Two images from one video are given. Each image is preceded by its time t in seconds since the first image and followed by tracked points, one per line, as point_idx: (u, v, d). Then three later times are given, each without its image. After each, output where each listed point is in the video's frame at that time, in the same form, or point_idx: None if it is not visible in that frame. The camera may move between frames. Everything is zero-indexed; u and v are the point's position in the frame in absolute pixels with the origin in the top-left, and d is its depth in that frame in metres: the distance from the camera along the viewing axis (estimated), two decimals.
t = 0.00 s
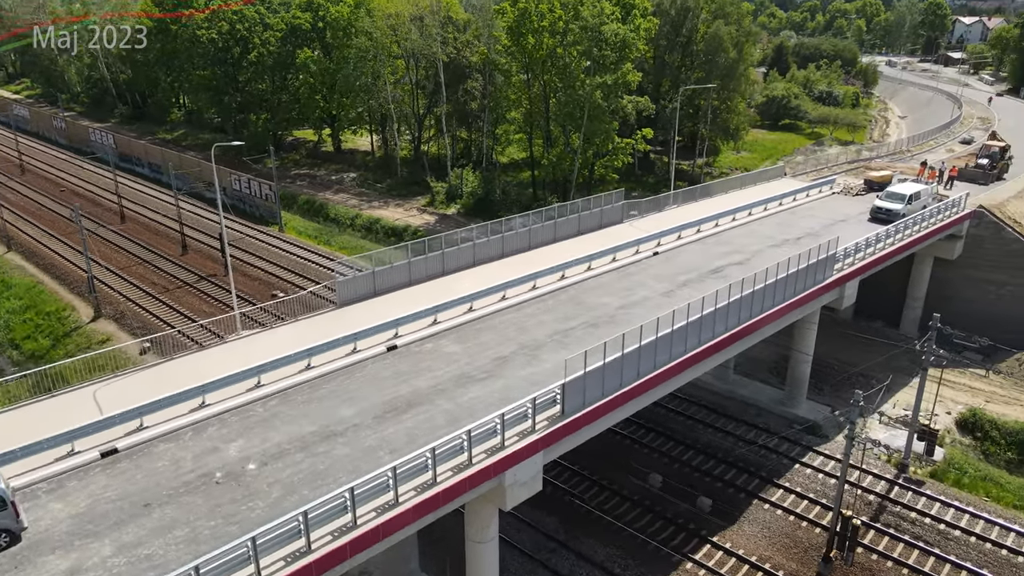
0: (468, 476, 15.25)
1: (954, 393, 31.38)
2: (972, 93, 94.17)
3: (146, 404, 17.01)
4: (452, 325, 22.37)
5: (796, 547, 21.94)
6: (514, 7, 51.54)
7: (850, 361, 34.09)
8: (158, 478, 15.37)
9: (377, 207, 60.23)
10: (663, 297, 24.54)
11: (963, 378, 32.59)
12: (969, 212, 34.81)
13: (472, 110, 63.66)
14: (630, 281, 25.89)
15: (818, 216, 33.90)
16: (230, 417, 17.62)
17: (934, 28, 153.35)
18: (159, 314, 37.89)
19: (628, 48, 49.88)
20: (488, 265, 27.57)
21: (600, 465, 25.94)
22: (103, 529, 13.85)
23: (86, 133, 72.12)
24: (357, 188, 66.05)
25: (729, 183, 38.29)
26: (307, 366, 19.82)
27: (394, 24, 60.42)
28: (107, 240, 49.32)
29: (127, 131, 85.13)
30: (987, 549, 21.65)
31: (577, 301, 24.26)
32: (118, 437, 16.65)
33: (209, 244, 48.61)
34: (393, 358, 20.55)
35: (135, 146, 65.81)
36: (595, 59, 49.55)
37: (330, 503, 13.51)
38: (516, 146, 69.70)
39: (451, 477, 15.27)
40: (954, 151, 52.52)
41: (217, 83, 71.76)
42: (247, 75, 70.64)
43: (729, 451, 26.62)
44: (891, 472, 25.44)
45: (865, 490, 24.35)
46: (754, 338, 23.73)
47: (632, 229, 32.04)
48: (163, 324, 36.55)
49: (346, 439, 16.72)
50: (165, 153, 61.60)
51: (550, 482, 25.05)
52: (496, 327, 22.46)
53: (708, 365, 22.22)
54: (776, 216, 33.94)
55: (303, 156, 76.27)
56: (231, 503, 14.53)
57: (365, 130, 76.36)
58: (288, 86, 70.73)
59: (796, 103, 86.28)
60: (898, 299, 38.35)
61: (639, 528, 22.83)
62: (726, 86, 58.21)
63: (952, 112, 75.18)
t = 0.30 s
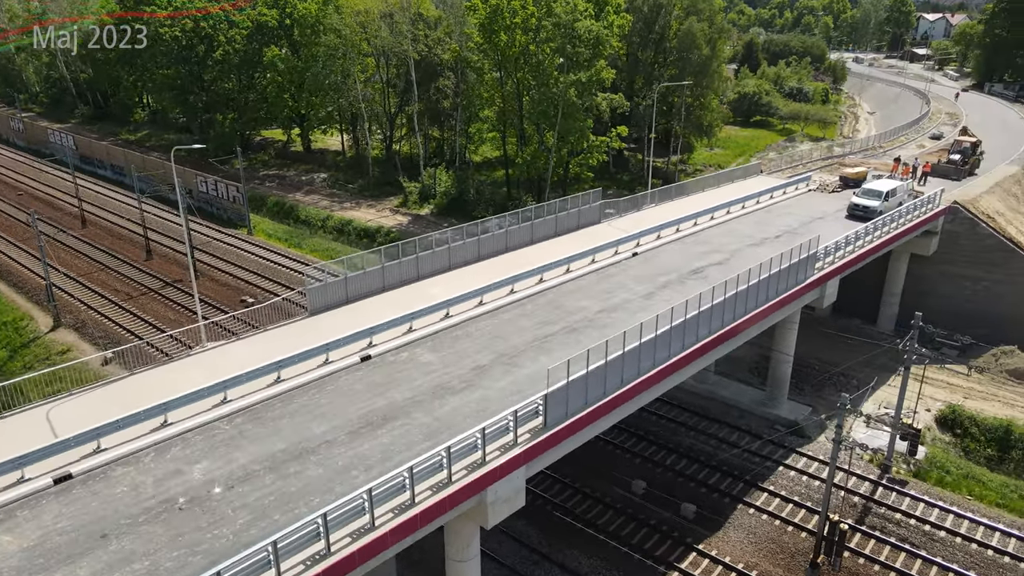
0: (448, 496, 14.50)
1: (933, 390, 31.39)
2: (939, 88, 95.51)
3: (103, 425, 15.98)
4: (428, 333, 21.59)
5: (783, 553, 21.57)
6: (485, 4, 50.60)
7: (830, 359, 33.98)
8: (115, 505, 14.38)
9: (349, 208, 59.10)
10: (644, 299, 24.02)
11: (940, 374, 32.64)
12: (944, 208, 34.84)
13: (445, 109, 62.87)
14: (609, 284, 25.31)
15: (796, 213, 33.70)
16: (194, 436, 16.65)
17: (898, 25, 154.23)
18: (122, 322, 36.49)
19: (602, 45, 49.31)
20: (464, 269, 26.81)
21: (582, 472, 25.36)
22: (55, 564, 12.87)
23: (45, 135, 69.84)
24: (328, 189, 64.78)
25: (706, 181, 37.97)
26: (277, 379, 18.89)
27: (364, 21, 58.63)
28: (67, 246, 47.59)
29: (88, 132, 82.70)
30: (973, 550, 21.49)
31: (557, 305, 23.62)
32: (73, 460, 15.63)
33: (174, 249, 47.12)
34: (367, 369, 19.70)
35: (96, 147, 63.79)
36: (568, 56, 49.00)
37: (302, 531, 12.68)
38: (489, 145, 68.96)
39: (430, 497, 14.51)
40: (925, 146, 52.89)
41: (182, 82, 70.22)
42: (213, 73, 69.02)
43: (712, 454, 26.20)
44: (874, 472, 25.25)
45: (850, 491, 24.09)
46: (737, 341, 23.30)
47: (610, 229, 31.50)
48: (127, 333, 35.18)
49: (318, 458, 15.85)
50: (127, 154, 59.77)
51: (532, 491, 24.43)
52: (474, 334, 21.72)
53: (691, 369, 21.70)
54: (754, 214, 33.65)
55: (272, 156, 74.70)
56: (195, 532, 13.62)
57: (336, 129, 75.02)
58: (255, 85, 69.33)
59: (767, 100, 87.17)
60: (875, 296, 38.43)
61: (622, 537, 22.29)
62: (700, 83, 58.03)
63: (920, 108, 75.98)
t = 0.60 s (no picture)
0: (426, 520, 13.73)
1: (911, 388, 31.34)
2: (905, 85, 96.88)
3: (55, 453, 14.88)
4: (403, 344, 20.76)
5: (769, 561, 21.16)
6: (456, 2, 49.69)
7: (810, 359, 33.79)
8: (67, 540, 13.37)
9: (319, 211, 57.88)
10: (624, 304, 23.47)
11: (918, 372, 32.61)
12: (919, 206, 34.88)
13: (416, 109, 62.02)
14: (589, 288, 24.71)
15: (773, 213, 33.46)
16: (155, 461, 15.66)
17: (864, 23, 157.74)
18: (82, 334, 35.03)
19: (575, 44, 48.82)
20: (439, 275, 26.00)
21: (563, 482, 24.72)
22: None
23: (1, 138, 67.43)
24: (298, 192, 63.40)
25: (682, 181, 37.61)
26: (243, 397, 17.90)
27: (332, 21, 57.44)
28: (24, 254, 45.78)
29: (47, 135, 80.14)
30: (959, 553, 21.29)
31: (535, 312, 22.95)
32: (23, 492, 14.54)
33: (137, 256, 45.55)
34: (339, 384, 18.83)
35: (55, 151, 61.69)
36: (541, 55, 48.40)
37: (270, 565, 11.82)
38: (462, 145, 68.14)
39: (407, 522, 13.72)
40: (895, 144, 53.27)
41: (144, 83, 68.19)
42: (176, 74, 67.19)
43: (695, 460, 25.74)
44: (857, 475, 25.00)
45: (834, 495, 23.77)
46: (719, 346, 22.85)
47: (588, 231, 30.90)
48: (87, 346, 33.74)
49: (288, 481, 14.95)
50: (87, 158, 57.86)
51: (511, 503, 23.74)
52: (451, 344, 20.94)
53: (674, 376, 21.17)
54: (731, 214, 33.34)
55: (240, 158, 73.01)
56: (155, 567, 12.68)
57: (305, 130, 73.63)
58: (220, 86, 67.80)
59: (739, 98, 87.42)
60: (851, 295, 38.36)
61: (606, 549, 21.70)
62: (673, 82, 57.82)
63: (889, 105, 76.72)
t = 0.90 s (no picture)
0: (402, 549, 12.92)
1: (888, 388, 31.27)
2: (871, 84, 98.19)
3: None
4: (375, 357, 19.91)
5: (755, 571, 20.71)
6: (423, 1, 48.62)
7: (787, 360, 33.58)
8: None
9: (287, 216, 56.56)
10: (602, 311, 22.89)
11: (894, 371, 32.56)
12: (893, 205, 34.89)
13: (386, 111, 61.14)
14: (566, 295, 24.08)
15: (749, 213, 33.22)
16: (109, 492, 14.65)
17: (829, 23, 161.19)
18: (38, 348, 33.55)
19: (546, 44, 48.27)
20: (411, 283, 25.17)
21: (543, 494, 24.08)
22: None
23: None
24: (265, 196, 61.97)
25: (657, 182, 37.22)
26: (205, 419, 16.91)
27: (297, 21, 56.54)
28: None
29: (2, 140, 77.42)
30: (943, 558, 21.08)
31: (512, 320, 22.24)
32: None
33: (97, 265, 43.92)
34: (308, 401, 17.92)
35: (9, 156, 59.45)
36: (512, 55, 47.82)
37: None
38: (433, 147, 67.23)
39: (382, 552, 12.90)
40: (865, 142, 53.63)
41: (104, 85, 66.54)
42: (137, 76, 65.29)
43: (676, 468, 25.26)
44: (839, 479, 24.72)
45: (817, 501, 23.43)
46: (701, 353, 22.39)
47: (564, 235, 30.29)
48: (43, 360, 32.29)
49: (254, 510, 14.05)
50: (44, 164, 55.84)
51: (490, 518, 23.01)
52: (425, 356, 20.16)
53: (655, 385, 20.61)
54: (707, 216, 33.00)
55: (205, 162, 71.21)
56: None
57: (271, 133, 72.14)
58: (183, 88, 65.92)
59: (709, 97, 87.96)
60: (826, 295, 38.32)
61: (588, 563, 21.08)
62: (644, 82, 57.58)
63: (856, 104, 77.50)
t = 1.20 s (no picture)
0: None
1: (866, 388, 31.15)
2: (837, 82, 99.26)
3: None
4: (345, 371, 19.05)
5: None
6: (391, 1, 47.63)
7: (765, 362, 33.30)
8: None
9: (254, 221, 55.12)
10: (580, 318, 22.27)
11: (871, 371, 32.44)
12: (866, 204, 34.84)
13: (354, 113, 60.08)
14: (543, 302, 23.41)
15: (725, 215, 32.90)
16: (57, 527, 13.61)
17: (794, 22, 163.31)
18: None
19: (517, 44, 47.61)
20: (382, 292, 24.30)
21: (522, 508, 23.37)
22: None
23: None
24: (231, 200, 60.36)
25: (631, 184, 36.76)
26: (163, 443, 15.89)
27: (261, 21, 55.05)
28: None
29: None
30: (928, 563, 20.84)
31: (487, 330, 21.51)
32: None
33: (54, 276, 42.21)
34: (274, 421, 16.98)
35: None
36: (482, 55, 47.07)
37: None
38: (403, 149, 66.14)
39: None
40: (835, 141, 53.84)
41: (60, 88, 64.16)
42: (95, 78, 63.25)
43: (658, 477, 24.74)
44: (821, 484, 24.39)
45: (800, 507, 23.05)
46: (682, 359, 21.90)
47: (538, 240, 29.64)
48: None
49: (214, 543, 13.13)
50: None
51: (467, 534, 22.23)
52: (397, 369, 19.33)
53: (636, 395, 20.02)
54: (683, 217, 32.60)
55: (168, 166, 69.22)
56: None
57: (237, 136, 70.46)
58: (144, 90, 63.92)
59: (680, 96, 88.10)
60: (802, 295, 38.21)
61: None
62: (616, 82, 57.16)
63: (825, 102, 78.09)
